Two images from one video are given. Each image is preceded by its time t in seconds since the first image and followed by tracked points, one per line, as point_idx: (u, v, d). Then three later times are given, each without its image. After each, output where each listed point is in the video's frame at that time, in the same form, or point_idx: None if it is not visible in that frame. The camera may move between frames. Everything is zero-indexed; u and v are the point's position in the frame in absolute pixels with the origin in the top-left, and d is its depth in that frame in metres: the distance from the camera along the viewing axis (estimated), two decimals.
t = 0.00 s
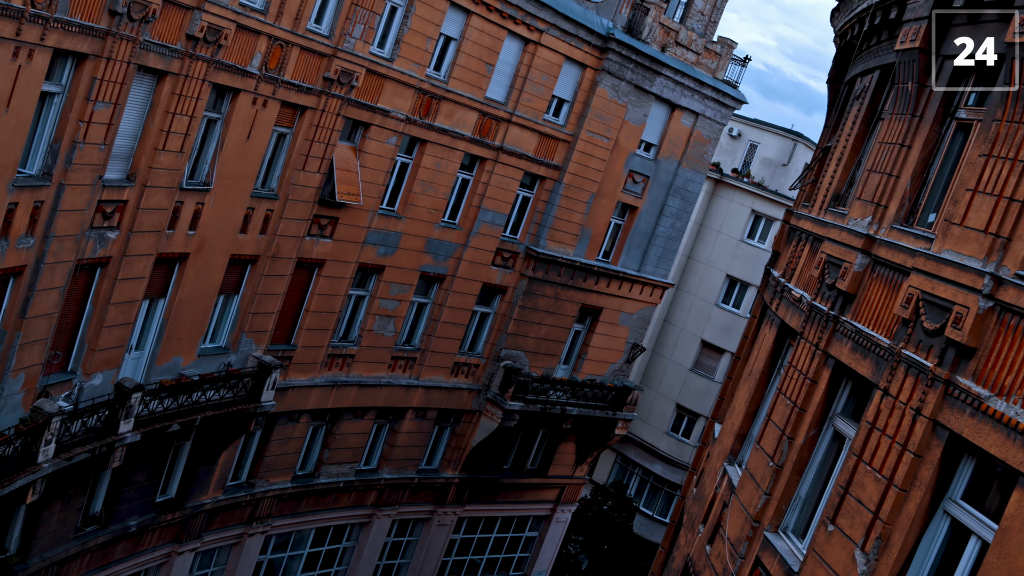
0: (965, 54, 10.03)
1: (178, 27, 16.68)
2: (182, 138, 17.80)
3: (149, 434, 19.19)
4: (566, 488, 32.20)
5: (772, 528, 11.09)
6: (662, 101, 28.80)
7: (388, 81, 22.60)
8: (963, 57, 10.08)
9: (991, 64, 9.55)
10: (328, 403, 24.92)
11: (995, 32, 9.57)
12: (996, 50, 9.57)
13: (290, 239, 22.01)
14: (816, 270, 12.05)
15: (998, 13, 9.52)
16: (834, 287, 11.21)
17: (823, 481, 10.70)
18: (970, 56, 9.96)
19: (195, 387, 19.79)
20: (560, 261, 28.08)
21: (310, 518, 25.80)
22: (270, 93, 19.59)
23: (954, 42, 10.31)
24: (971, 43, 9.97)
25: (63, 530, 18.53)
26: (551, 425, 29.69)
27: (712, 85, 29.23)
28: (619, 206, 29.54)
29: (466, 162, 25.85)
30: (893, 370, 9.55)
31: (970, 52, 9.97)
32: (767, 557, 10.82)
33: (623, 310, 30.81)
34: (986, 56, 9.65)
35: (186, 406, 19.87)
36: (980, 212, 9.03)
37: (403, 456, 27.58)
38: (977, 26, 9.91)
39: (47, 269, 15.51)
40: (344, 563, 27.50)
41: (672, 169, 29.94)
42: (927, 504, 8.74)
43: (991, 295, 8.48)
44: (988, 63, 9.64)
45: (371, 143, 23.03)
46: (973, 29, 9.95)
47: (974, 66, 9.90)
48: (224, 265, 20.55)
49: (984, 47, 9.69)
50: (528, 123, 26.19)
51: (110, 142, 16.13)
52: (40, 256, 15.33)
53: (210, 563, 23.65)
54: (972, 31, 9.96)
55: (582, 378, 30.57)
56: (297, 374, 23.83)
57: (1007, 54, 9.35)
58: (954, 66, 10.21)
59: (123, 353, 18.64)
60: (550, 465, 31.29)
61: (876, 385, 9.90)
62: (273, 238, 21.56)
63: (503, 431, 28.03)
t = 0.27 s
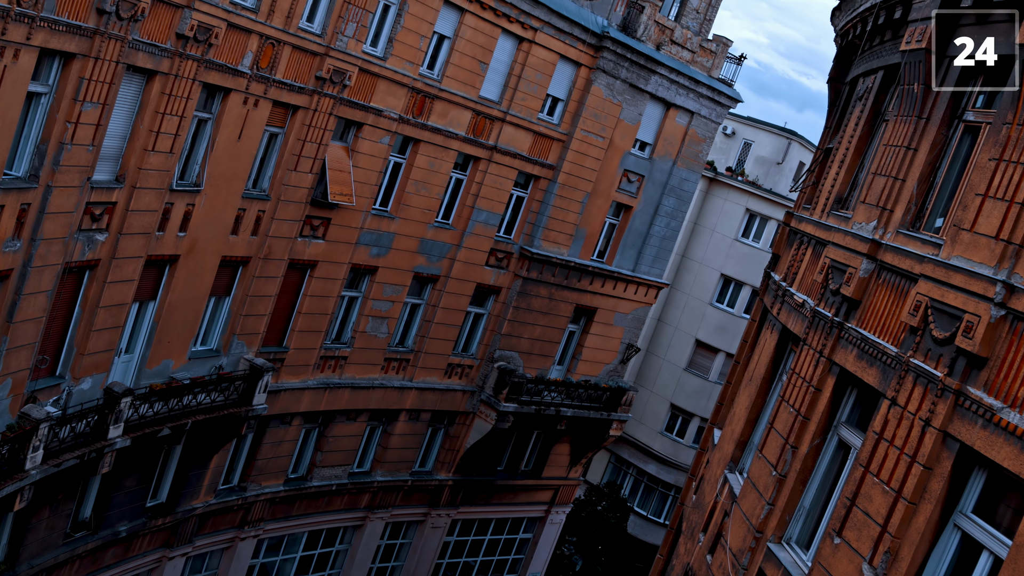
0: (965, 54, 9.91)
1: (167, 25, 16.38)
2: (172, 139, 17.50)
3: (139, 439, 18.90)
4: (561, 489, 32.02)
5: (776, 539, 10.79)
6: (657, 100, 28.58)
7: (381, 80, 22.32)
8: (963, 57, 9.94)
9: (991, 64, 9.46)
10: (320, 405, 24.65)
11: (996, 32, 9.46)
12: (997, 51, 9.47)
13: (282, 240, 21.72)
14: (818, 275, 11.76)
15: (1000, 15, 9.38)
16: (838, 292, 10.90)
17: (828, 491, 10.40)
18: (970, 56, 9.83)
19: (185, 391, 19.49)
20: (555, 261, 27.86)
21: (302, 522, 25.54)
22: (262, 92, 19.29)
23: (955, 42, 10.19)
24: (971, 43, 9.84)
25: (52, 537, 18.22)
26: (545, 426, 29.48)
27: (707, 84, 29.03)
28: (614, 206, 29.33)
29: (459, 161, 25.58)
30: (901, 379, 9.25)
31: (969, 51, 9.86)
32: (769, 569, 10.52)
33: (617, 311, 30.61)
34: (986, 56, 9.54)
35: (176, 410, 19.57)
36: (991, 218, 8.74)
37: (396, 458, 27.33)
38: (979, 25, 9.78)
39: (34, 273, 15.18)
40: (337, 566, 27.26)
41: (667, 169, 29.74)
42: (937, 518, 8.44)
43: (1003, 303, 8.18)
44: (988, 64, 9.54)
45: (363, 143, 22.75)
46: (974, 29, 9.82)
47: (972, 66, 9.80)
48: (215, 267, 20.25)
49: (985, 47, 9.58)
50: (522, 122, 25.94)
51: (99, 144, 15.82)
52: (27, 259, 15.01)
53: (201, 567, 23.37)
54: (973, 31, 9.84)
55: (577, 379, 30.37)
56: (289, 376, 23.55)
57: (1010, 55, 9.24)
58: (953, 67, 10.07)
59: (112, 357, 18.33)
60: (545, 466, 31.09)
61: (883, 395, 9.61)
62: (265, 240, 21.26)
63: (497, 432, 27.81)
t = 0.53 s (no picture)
0: (965, 54, 9.82)
1: (158, 24, 16.10)
2: (163, 139, 17.23)
3: (130, 443, 18.63)
4: (556, 490, 31.85)
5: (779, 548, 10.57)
6: (652, 99, 28.40)
7: (374, 79, 22.07)
8: (963, 56, 9.87)
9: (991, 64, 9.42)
10: (314, 407, 24.40)
11: (995, 32, 9.41)
12: (997, 50, 9.42)
13: (275, 241, 21.46)
14: (821, 278, 11.52)
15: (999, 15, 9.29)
16: (842, 296, 10.66)
17: (833, 499, 10.17)
18: (970, 57, 9.75)
19: (177, 394, 19.22)
20: (550, 261, 27.66)
21: (296, 524, 25.30)
22: (254, 91, 19.03)
23: (954, 42, 10.11)
24: (970, 43, 9.75)
25: (42, 542, 17.94)
26: (541, 427, 29.29)
27: (703, 82, 28.85)
28: (609, 205, 29.15)
29: (454, 160, 25.36)
30: (909, 386, 9.01)
31: (968, 51, 9.79)
32: None
33: (613, 310, 30.44)
34: (985, 56, 9.49)
35: (168, 413, 19.31)
36: (1002, 223, 8.50)
37: (390, 460, 27.11)
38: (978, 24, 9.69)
39: (23, 275, 14.89)
40: (331, 568, 27.03)
41: (663, 168, 29.57)
42: (947, 529, 8.22)
43: (1015, 310, 7.94)
44: (988, 64, 9.49)
45: (357, 142, 22.50)
46: (973, 28, 9.74)
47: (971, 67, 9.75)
48: (207, 268, 19.99)
49: (984, 47, 9.53)
50: (517, 121, 25.72)
51: (88, 144, 15.53)
52: (16, 261, 14.72)
53: (193, 571, 23.12)
54: (972, 31, 9.77)
55: (572, 379, 30.20)
56: (282, 378, 23.30)
57: (1011, 55, 9.16)
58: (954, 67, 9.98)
59: (103, 360, 18.05)
60: (540, 467, 30.91)
61: (890, 402, 9.37)
62: (258, 240, 21.00)
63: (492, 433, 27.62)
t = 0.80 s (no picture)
0: (966, 53, 9.71)
1: (149, 21, 15.77)
2: (154, 138, 16.90)
3: (121, 447, 18.31)
4: (551, 491, 31.64)
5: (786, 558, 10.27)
6: (648, 97, 28.18)
7: (368, 77, 21.77)
8: (964, 56, 9.76)
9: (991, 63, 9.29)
10: (307, 409, 24.11)
11: (994, 32, 9.33)
12: (997, 50, 9.32)
13: (268, 241, 21.15)
14: (826, 280, 11.22)
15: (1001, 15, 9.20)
16: (849, 300, 10.36)
17: (842, 509, 9.87)
18: (970, 56, 9.62)
19: (168, 397, 18.89)
20: (545, 261, 27.41)
21: (289, 527, 25.02)
22: (246, 89, 18.71)
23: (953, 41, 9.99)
24: (970, 42, 9.66)
25: (31, 548, 17.59)
26: (536, 428, 29.06)
27: (698, 80, 28.64)
28: (605, 204, 28.93)
29: (448, 159, 25.08)
30: (922, 394, 8.69)
31: (968, 51, 9.69)
32: None
33: (608, 310, 30.23)
34: (985, 56, 9.39)
35: (159, 416, 18.99)
36: (1018, 226, 8.18)
37: (384, 462, 26.84)
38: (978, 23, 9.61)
39: (10, 278, 14.55)
40: (324, 571, 26.76)
41: (658, 166, 29.37)
42: (964, 541, 7.90)
43: None
44: (988, 63, 9.37)
45: (351, 140, 22.21)
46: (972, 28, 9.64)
47: (970, 66, 9.62)
48: (199, 269, 19.68)
49: (984, 47, 9.44)
50: (511, 119, 25.46)
51: (77, 144, 15.20)
52: (3, 263, 14.38)
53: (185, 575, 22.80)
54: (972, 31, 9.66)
55: (567, 379, 29.98)
56: (275, 380, 23.01)
57: (1011, 54, 9.06)
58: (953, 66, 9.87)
59: (93, 362, 17.71)
60: (534, 468, 30.69)
61: (902, 410, 9.07)
62: (250, 241, 20.68)
63: (486, 434, 27.38)
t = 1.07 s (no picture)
0: (965, 53, 9.55)
1: (137, 17, 15.44)
2: (143, 136, 16.56)
3: (110, 451, 17.98)
4: (545, 492, 31.42)
5: (792, 568, 9.98)
6: (643, 94, 27.93)
7: (361, 74, 21.46)
8: (963, 56, 9.58)
9: (991, 63, 9.13)
10: (299, 410, 23.80)
11: (996, 31, 9.17)
12: (996, 50, 9.18)
13: (259, 241, 20.82)
14: (832, 283, 10.93)
15: (1000, 12, 9.08)
16: (856, 303, 10.07)
17: (850, 518, 9.59)
18: (970, 56, 9.47)
19: (158, 399, 18.56)
20: (539, 260, 27.16)
21: (281, 530, 24.73)
22: (236, 87, 18.39)
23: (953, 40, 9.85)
24: (970, 42, 9.51)
25: (19, 555, 17.24)
26: (530, 428, 28.82)
27: (694, 77, 28.39)
28: (599, 202, 28.69)
29: (442, 157, 24.78)
30: (934, 401, 8.39)
31: (968, 51, 9.53)
32: None
33: (603, 309, 30.01)
34: (985, 56, 9.24)
35: (149, 420, 18.65)
36: None
37: (377, 463, 26.57)
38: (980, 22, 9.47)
39: None
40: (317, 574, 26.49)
41: (653, 164, 29.14)
42: (978, 554, 7.61)
43: None
44: (988, 64, 9.22)
45: (343, 139, 21.90)
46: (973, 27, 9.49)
47: (970, 67, 9.48)
48: (189, 269, 19.35)
49: (984, 47, 9.30)
50: (505, 117, 25.18)
51: (64, 142, 14.87)
52: None
53: None
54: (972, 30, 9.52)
55: (561, 379, 29.75)
56: (266, 381, 22.70)
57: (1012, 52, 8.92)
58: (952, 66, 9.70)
59: (82, 365, 17.36)
60: (528, 468, 30.45)
61: (913, 417, 8.77)
62: (241, 240, 20.36)
63: (480, 435, 27.12)
